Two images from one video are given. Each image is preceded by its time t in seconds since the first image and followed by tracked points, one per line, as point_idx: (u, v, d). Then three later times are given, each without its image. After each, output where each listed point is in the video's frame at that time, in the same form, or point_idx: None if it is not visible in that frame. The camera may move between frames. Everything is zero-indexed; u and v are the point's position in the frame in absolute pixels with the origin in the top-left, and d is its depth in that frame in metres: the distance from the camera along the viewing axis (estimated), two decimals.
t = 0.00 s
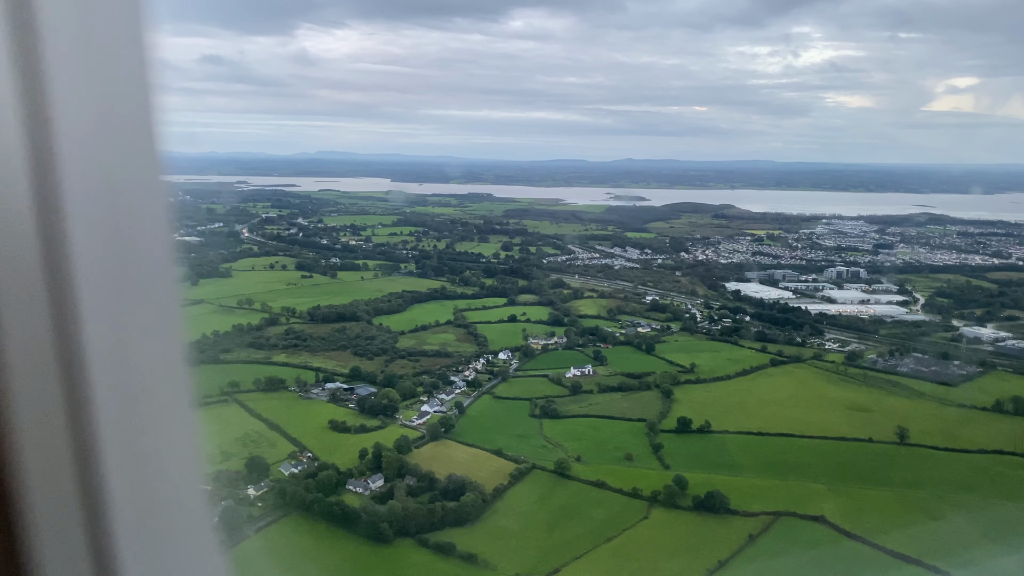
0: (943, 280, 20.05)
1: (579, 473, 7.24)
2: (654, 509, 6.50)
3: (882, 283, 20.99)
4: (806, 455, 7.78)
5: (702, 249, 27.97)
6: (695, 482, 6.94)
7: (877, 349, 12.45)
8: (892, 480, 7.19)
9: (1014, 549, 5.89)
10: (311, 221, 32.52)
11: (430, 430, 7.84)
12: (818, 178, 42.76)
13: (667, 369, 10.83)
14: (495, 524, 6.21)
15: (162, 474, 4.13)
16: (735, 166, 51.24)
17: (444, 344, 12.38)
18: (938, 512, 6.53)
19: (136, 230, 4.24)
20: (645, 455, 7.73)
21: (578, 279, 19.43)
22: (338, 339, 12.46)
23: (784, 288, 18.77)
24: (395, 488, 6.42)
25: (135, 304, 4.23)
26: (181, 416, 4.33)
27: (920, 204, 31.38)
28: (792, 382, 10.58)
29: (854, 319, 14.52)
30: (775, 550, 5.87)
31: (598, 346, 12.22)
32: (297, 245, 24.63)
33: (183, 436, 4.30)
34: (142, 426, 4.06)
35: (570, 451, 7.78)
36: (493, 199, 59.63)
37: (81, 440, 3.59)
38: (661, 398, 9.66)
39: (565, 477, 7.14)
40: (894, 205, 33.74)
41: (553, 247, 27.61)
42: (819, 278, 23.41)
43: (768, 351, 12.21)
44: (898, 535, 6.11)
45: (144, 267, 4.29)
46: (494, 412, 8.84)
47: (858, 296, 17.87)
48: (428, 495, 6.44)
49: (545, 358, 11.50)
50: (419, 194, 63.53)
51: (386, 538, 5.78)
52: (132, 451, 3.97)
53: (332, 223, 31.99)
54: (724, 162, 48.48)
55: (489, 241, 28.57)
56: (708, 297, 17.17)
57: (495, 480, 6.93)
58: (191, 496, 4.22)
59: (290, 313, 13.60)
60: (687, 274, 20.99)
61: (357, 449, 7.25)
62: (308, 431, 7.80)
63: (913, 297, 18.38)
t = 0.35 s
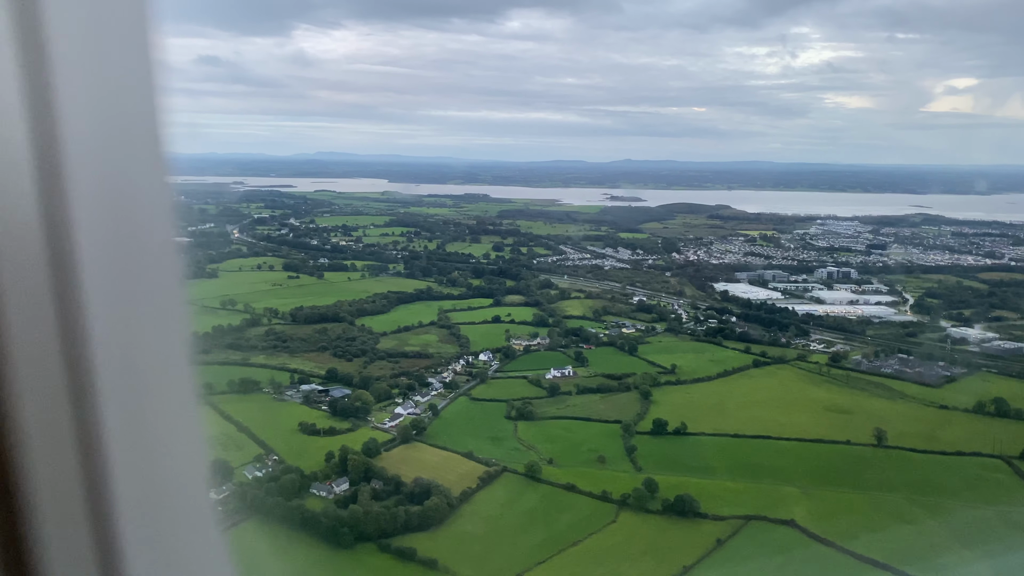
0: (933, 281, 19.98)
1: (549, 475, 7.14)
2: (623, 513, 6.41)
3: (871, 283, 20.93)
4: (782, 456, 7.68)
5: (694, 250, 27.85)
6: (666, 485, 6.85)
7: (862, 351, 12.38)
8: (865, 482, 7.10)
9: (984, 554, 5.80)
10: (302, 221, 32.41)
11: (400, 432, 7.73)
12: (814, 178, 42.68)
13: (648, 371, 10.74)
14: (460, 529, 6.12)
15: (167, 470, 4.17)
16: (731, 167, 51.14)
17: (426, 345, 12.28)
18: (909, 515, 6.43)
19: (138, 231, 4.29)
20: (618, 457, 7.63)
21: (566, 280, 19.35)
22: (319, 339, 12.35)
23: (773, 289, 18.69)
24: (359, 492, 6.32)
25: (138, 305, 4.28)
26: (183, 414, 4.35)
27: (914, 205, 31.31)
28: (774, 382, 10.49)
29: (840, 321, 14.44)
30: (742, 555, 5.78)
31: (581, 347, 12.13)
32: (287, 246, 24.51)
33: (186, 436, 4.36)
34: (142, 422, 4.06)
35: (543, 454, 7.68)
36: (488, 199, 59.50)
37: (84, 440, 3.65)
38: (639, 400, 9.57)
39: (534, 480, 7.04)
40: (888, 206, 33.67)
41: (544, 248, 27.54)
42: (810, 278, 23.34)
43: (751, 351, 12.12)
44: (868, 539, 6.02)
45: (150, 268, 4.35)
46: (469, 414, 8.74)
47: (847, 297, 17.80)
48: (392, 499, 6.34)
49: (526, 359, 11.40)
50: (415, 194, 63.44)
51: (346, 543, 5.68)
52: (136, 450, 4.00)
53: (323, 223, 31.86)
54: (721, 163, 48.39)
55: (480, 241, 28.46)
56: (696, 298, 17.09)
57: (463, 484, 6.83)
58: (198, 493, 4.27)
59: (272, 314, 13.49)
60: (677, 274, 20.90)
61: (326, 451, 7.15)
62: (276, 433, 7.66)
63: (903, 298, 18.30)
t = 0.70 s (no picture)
0: (922, 283, 19.89)
1: (518, 480, 7.01)
2: (590, 518, 6.30)
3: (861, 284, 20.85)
4: (757, 460, 7.56)
5: (686, 251, 27.74)
6: (634, 489, 6.73)
7: (846, 352, 12.30)
8: (839, 486, 6.99)
9: (953, 559, 5.69)
10: (293, 223, 32.28)
11: (370, 436, 7.60)
12: (809, 180, 42.64)
13: (628, 373, 10.63)
14: (422, 534, 6.00)
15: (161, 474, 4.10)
16: (727, 169, 51.11)
17: (406, 346, 12.15)
18: (882, 519, 6.32)
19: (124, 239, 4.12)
20: (590, 461, 7.51)
21: (554, 282, 19.25)
22: (298, 342, 12.21)
23: (762, 290, 18.60)
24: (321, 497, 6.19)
25: (126, 307, 4.13)
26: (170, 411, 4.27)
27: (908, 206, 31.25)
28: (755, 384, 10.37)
29: (826, 322, 14.35)
30: (708, 560, 5.66)
31: (562, 349, 12.02)
32: (276, 247, 24.37)
33: (178, 427, 4.30)
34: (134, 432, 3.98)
35: (514, 457, 7.56)
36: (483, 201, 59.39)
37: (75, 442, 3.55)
38: (617, 402, 9.46)
39: (503, 484, 6.91)
40: (882, 208, 33.63)
41: (535, 249, 27.44)
42: (801, 279, 23.24)
43: (734, 353, 12.00)
44: (838, 544, 5.91)
45: (141, 267, 4.20)
46: (442, 417, 8.62)
47: (835, 297, 17.70)
48: (355, 505, 6.22)
49: (506, 362, 11.28)
50: (410, 196, 63.36)
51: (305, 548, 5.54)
52: (128, 456, 3.93)
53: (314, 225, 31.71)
54: (716, 165, 48.36)
55: (471, 243, 28.36)
56: (683, 299, 16.99)
57: (429, 489, 6.72)
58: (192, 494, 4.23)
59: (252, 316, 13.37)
60: (666, 276, 20.79)
61: (291, 455, 7.02)
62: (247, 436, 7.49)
63: (891, 298, 18.22)
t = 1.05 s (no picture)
0: (911, 284, 19.81)
1: (486, 484, 6.91)
2: (555, 524, 6.19)
3: (850, 284, 20.76)
4: (730, 463, 7.47)
5: (676, 253, 27.65)
6: (602, 494, 6.64)
7: (828, 353, 12.23)
8: (812, 490, 6.89)
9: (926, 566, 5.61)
10: (284, 225, 32.17)
11: (337, 441, 7.50)
12: (802, 181, 42.54)
13: (606, 376, 10.53)
14: (384, 542, 5.90)
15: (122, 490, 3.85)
16: (721, 170, 51.04)
17: (386, 348, 12.06)
18: (854, 525, 6.24)
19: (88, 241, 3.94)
20: (561, 464, 7.42)
21: (541, 283, 19.15)
22: (275, 345, 12.10)
23: (749, 291, 18.51)
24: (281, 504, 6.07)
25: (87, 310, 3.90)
26: (137, 421, 4.09)
27: (899, 208, 31.18)
28: (734, 386, 10.26)
29: (811, 324, 14.27)
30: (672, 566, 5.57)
31: (543, 351, 11.92)
32: (263, 249, 24.26)
33: (138, 442, 4.07)
34: (105, 441, 3.80)
35: (484, 461, 7.46)
36: (477, 203, 59.28)
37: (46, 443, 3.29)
38: (593, 405, 9.36)
39: (470, 488, 6.81)
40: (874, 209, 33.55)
41: (525, 250, 27.33)
42: (790, 280, 23.15)
43: (716, 355, 11.89)
44: (808, 551, 5.81)
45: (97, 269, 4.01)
46: (414, 422, 8.48)
47: (823, 298, 17.61)
48: (316, 511, 6.11)
49: (485, 364, 11.14)
50: (404, 198, 63.30)
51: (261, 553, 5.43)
52: (95, 464, 3.68)
53: (305, 228, 31.58)
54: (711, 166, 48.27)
55: (461, 244, 28.25)
56: (669, 300, 16.90)
57: (394, 495, 6.60)
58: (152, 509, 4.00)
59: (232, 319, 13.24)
60: (654, 277, 20.72)
61: (254, 461, 6.89)
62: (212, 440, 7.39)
63: (879, 300, 18.14)
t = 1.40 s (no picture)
0: (897, 285, 19.75)
1: (450, 489, 6.79)
2: (518, 529, 6.07)
3: (836, 283, 20.69)
4: (700, 466, 7.38)
5: (665, 253, 27.58)
6: (567, 498, 6.54)
7: (808, 354, 12.16)
8: (782, 493, 6.79)
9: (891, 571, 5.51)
10: (271, 225, 32.05)
11: (302, 445, 7.36)
12: (792, 182, 42.56)
13: (583, 377, 10.42)
14: (342, 547, 5.78)
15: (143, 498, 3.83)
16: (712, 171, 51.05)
17: (363, 350, 11.94)
18: (822, 529, 6.13)
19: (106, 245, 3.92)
20: (528, 468, 7.31)
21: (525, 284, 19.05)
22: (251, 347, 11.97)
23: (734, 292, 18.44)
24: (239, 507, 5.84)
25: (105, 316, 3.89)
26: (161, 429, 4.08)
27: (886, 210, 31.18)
28: (711, 388, 10.16)
29: (793, 324, 14.19)
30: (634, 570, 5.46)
31: (521, 352, 11.81)
32: (248, 250, 24.12)
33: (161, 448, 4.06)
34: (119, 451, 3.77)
35: (452, 465, 7.35)
36: (469, 204, 59.20)
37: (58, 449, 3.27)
38: (568, 407, 9.25)
39: (433, 493, 6.70)
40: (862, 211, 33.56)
41: (512, 251, 27.25)
42: (776, 280, 23.09)
43: (695, 356, 11.78)
44: (773, 556, 5.71)
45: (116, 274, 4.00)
46: (383, 426, 8.36)
47: (807, 298, 17.55)
48: (275, 516, 5.96)
49: (462, 366, 11.02)
50: (395, 198, 63.23)
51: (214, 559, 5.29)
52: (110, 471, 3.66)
53: (293, 228, 31.46)
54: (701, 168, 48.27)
55: (448, 245, 28.15)
56: (653, 301, 16.81)
57: (356, 500, 6.47)
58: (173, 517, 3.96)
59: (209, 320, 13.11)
60: (640, 278, 20.63)
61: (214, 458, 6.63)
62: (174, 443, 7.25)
63: (864, 300, 18.08)
